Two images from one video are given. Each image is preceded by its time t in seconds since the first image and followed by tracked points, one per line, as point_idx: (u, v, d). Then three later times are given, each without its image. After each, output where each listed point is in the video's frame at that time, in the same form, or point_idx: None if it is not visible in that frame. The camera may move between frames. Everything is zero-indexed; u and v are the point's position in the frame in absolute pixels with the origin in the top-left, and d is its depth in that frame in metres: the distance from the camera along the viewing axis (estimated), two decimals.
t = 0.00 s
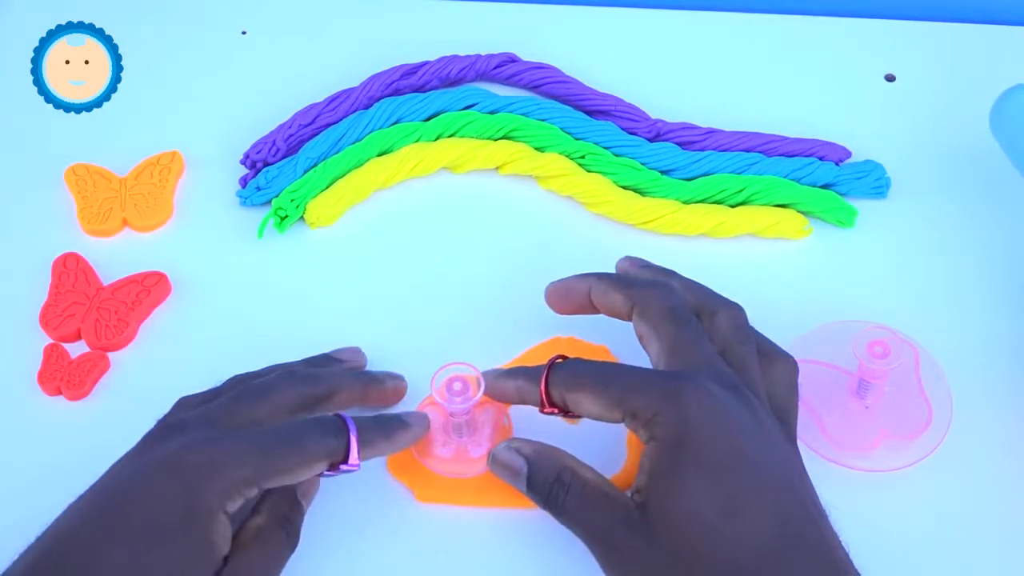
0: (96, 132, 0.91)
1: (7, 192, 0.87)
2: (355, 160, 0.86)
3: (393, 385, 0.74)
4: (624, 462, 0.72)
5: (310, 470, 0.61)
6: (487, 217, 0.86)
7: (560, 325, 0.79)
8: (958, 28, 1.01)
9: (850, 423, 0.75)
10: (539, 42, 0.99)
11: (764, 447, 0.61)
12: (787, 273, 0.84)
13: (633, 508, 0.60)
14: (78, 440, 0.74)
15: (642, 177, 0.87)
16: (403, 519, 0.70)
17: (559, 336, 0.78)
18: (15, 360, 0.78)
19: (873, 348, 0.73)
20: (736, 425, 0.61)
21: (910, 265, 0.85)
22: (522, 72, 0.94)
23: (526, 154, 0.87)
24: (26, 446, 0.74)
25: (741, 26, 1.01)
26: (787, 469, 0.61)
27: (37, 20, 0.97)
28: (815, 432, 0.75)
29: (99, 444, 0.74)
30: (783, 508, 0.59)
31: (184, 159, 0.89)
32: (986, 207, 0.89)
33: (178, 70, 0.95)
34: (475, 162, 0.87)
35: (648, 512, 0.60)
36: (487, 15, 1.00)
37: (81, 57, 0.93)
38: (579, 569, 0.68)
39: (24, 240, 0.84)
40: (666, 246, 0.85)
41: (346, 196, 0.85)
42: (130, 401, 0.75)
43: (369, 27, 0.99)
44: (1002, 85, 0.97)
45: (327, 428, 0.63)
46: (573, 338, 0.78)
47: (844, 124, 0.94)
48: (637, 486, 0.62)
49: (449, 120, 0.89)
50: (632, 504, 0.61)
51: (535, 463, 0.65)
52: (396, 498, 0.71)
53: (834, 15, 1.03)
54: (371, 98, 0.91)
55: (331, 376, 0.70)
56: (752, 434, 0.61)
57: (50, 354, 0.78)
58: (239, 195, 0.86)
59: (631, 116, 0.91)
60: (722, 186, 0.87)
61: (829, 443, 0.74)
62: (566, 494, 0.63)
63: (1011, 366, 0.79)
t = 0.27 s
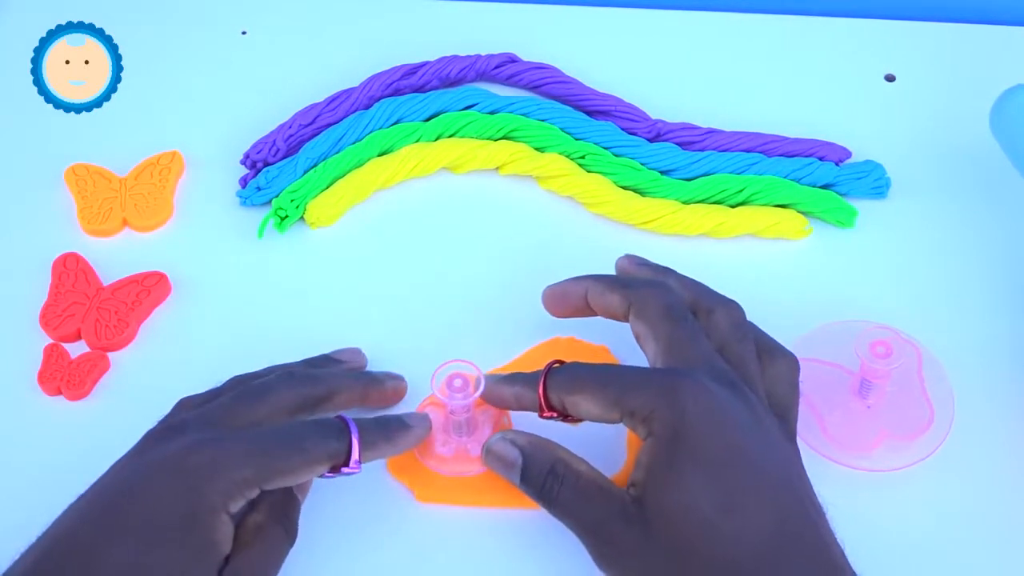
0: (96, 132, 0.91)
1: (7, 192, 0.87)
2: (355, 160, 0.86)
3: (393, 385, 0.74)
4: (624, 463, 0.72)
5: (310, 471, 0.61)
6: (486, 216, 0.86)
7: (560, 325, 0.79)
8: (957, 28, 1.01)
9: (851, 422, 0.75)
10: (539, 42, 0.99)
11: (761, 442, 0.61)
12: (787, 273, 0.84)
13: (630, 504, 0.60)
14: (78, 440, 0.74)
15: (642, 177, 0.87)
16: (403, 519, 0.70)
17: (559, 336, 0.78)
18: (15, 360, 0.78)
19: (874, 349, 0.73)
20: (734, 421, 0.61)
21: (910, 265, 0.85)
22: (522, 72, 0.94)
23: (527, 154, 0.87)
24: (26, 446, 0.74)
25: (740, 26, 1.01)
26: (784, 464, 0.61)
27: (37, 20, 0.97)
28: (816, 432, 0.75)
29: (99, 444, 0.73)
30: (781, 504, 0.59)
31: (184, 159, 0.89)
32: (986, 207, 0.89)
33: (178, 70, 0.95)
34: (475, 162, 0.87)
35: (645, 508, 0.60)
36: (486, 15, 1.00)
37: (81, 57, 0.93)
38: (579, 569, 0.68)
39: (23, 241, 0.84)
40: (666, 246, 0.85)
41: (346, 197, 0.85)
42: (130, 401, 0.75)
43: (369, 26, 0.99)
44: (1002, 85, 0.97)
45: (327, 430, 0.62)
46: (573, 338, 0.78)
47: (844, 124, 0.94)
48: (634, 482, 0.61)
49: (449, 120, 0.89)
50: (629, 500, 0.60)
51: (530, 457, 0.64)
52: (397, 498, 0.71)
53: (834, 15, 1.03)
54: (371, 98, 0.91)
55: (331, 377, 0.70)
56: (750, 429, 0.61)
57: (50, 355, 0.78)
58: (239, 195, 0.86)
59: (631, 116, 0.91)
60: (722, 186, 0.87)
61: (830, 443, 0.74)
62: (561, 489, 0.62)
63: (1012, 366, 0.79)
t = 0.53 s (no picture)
0: (96, 132, 0.91)
1: (7, 193, 0.87)
2: (355, 160, 0.86)
3: (393, 385, 0.74)
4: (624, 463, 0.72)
5: (311, 472, 0.61)
6: (486, 216, 0.86)
7: (560, 325, 0.79)
8: (957, 28, 1.01)
9: (851, 422, 0.75)
10: (539, 42, 0.99)
11: (758, 437, 0.62)
12: (787, 273, 0.84)
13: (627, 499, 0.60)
14: (78, 440, 0.74)
15: (642, 177, 0.87)
16: (403, 519, 0.70)
17: (559, 336, 0.78)
18: (15, 360, 0.78)
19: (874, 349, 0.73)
20: (732, 416, 0.61)
21: (910, 265, 0.85)
22: (522, 72, 0.94)
23: (527, 154, 0.87)
24: (26, 446, 0.74)
25: (740, 26, 1.01)
26: (781, 461, 0.61)
27: (37, 20, 0.97)
28: (816, 432, 0.75)
29: (99, 444, 0.73)
30: (779, 500, 0.59)
31: (184, 159, 0.89)
32: (986, 207, 0.89)
33: (178, 70, 0.95)
34: (475, 162, 0.87)
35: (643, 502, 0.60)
36: (486, 15, 1.00)
37: (81, 57, 0.93)
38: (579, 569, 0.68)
39: (23, 241, 0.84)
40: (667, 247, 0.85)
41: (346, 197, 0.85)
42: (130, 401, 0.75)
43: (369, 27, 0.99)
44: (1002, 85, 0.97)
45: (329, 432, 0.63)
46: (573, 339, 0.78)
47: (845, 124, 0.94)
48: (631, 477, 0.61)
49: (449, 120, 0.89)
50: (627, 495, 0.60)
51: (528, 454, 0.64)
52: (397, 499, 0.71)
53: (833, 15, 1.03)
54: (371, 98, 0.91)
55: (331, 377, 0.70)
56: (748, 424, 0.62)
57: (50, 355, 0.78)
58: (239, 195, 0.86)
59: (631, 116, 0.91)
60: (722, 186, 0.87)
61: (830, 443, 0.74)
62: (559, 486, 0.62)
63: (1012, 366, 0.79)
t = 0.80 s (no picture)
0: (96, 132, 0.91)
1: (7, 192, 0.87)
2: (355, 160, 0.86)
3: (393, 384, 0.74)
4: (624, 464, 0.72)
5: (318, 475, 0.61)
6: (486, 216, 0.86)
7: (560, 325, 0.79)
8: (957, 28, 1.01)
9: (851, 422, 0.75)
10: (539, 42, 0.99)
11: (750, 433, 0.62)
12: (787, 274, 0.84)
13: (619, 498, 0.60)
14: (78, 440, 0.74)
15: (642, 177, 0.87)
16: (404, 520, 0.70)
17: (559, 336, 0.78)
18: (15, 361, 0.78)
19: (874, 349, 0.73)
20: (723, 411, 0.61)
21: (909, 265, 0.85)
22: (522, 72, 0.94)
23: (527, 154, 0.87)
24: (26, 445, 0.74)
25: (740, 26, 1.01)
26: (773, 455, 0.62)
27: (37, 20, 0.97)
28: (816, 432, 0.75)
29: (99, 444, 0.73)
30: (770, 494, 0.59)
31: (184, 159, 0.89)
32: (986, 207, 0.89)
33: (178, 70, 0.95)
34: (475, 162, 0.87)
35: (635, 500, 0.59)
36: (486, 15, 1.00)
37: (81, 57, 0.93)
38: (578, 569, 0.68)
39: (23, 241, 0.84)
40: (666, 247, 0.85)
41: (345, 197, 0.85)
42: (130, 401, 0.75)
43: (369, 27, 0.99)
44: (1002, 85, 0.97)
45: (334, 435, 0.63)
46: (573, 338, 0.78)
47: (845, 124, 0.94)
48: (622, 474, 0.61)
49: (449, 120, 0.89)
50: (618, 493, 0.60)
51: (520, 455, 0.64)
52: (397, 500, 0.71)
53: (833, 15, 1.03)
54: (371, 98, 0.91)
55: (335, 378, 0.70)
56: (739, 419, 0.62)
57: (50, 354, 0.78)
58: (239, 195, 0.86)
59: (631, 116, 0.91)
60: (722, 186, 0.87)
61: (830, 442, 0.74)
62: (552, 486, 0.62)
63: (1011, 366, 0.79)
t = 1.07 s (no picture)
0: (96, 132, 0.91)
1: (7, 192, 0.87)
2: (355, 160, 0.86)
3: (401, 384, 0.74)
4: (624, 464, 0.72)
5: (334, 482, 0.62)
6: (486, 217, 0.86)
7: (560, 326, 0.79)
8: (956, 28, 1.01)
9: (851, 423, 0.75)
10: (538, 42, 0.99)
11: (735, 420, 0.62)
12: (788, 274, 0.84)
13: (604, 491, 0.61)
14: (78, 441, 0.74)
15: (642, 177, 0.88)
16: (405, 520, 0.70)
17: (560, 336, 0.78)
18: (16, 361, 0.78)
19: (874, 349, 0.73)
20: (706, 400, 0.61)
21: (909, 265, 0.85)
22: (522, 72, 0.94)
23: (527, 155, 0.87)
24: (26, 446, 0.74)
25: (740, 27, 1.01)
26: (758, 437, 0.62)
27: (37, 20, 0.97)
28: (816, 431, 0.75)
29: (99, 444, 0.73)
30: (753, 477, 0.59)
31: (184, 159, 0.89)
32: (986, 207, 0.89)
33: (178, 70, 0.95)
34: (476, 162, 0.87)
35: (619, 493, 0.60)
36: (486, 16, 1.00)
37: (81, 57, 0.93)
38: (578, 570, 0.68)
39: (23, 241, 0.84)
40: (666, 246, 0.85)
41: (345, 197, 0.85)
42: (130, 401, 0.75)
43: (369, 27, 0.99)
44: (1001, 85, 0.97)
45: (352, 443, 0.63)
46: (574, 339, 0.78)
47: (844, 125, 0.94)
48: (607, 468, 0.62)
49: (449, 121, 0.89)
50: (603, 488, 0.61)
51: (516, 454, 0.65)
52: (398, 500, 0.71)
53: (832, 15, 1.03)
54: (371, 98, 0.91)
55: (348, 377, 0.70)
56: (723, 407, 0.62)
57: (50, 355, 0.78)
58: (239, 195, 0.86)
59: (631, 116, 0.91)
60: (722, 186, 0.87)
61: (830, 442, 0.74)
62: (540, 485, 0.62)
63: (1011, 366, 0.79)
